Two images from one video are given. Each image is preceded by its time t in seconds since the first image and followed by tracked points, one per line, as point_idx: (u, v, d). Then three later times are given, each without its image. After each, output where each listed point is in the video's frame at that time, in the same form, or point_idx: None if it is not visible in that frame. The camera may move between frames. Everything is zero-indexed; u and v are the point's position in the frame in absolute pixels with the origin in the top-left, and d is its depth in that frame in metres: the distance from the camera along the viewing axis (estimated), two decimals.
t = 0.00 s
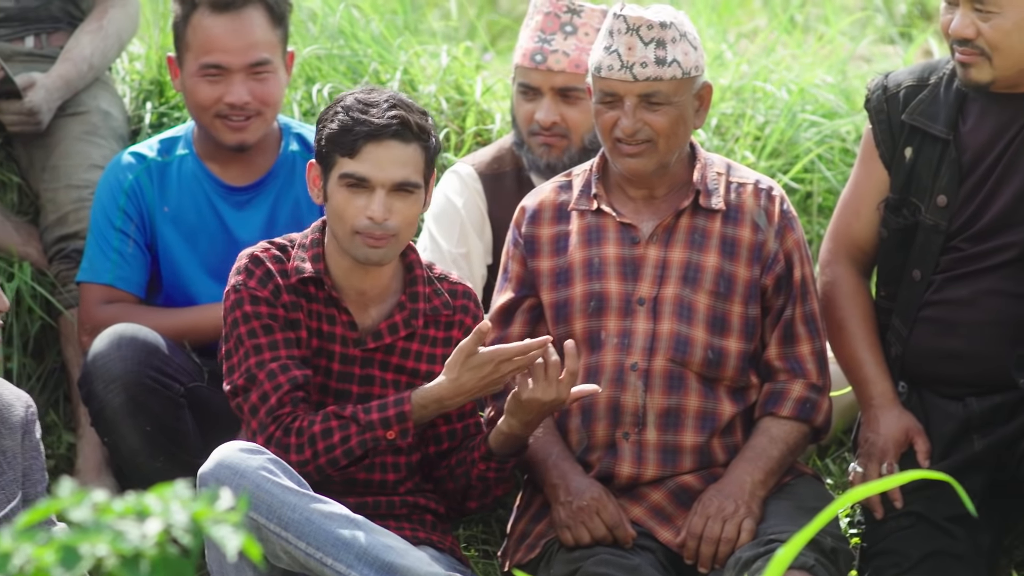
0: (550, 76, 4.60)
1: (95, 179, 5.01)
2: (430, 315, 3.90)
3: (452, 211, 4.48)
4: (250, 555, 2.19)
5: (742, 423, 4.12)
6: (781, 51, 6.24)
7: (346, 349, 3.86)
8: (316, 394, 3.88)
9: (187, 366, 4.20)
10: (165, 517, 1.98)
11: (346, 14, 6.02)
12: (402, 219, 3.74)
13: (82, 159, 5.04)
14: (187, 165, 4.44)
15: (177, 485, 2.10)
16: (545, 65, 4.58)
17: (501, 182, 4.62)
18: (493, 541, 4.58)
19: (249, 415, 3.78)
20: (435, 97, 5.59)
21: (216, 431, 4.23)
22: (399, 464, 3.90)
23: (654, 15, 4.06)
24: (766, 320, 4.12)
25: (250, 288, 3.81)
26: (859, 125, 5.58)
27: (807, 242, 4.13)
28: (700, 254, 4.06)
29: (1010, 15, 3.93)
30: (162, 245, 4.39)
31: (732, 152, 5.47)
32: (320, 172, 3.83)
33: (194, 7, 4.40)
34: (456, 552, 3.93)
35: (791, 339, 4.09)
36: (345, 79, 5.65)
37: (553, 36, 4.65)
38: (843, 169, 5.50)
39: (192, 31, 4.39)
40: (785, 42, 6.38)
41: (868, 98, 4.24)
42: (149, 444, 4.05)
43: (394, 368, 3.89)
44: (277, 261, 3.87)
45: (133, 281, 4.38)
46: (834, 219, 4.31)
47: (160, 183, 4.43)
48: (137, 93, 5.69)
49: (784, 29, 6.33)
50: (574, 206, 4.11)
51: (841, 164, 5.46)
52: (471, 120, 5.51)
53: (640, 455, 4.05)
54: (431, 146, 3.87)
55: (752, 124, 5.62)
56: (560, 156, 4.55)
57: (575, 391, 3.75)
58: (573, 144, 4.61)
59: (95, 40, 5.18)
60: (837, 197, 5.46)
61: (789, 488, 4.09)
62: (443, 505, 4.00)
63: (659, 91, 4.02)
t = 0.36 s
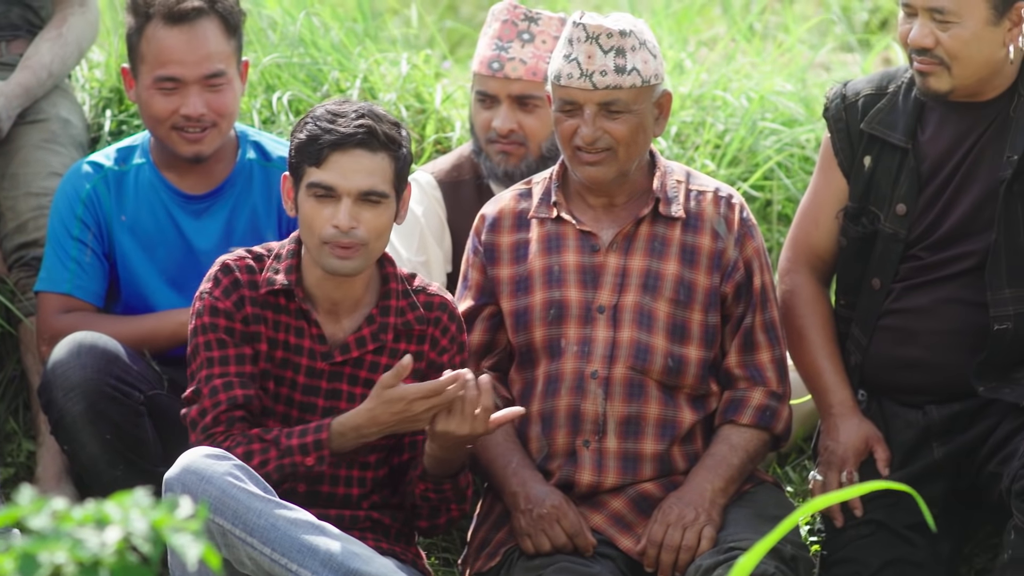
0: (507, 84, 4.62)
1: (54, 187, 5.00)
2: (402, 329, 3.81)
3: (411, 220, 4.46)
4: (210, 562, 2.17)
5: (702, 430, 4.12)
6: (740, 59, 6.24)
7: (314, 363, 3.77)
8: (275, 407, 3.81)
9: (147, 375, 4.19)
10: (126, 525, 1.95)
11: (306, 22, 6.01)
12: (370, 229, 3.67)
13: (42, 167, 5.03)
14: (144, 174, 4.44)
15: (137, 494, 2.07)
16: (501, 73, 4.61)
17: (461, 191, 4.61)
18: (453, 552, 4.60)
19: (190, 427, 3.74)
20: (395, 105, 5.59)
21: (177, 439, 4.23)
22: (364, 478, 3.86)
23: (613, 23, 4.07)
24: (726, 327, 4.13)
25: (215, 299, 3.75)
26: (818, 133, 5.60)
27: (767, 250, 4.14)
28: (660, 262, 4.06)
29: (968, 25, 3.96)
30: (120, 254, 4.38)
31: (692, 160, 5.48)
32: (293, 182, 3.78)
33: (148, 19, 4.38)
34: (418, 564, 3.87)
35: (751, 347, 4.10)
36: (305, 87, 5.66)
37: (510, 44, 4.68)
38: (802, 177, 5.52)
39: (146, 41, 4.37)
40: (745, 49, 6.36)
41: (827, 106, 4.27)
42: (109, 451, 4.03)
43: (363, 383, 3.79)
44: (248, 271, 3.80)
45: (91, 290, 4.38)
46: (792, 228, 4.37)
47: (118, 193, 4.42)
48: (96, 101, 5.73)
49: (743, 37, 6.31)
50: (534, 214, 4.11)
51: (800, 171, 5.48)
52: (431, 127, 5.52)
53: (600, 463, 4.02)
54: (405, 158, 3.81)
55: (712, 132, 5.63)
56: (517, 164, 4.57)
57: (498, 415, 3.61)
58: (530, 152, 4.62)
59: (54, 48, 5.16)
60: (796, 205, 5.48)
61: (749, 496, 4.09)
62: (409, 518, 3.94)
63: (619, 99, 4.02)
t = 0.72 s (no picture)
0: (476, 92, 4.63)
1: (25, 197, 5.00)
2: (375, 337, 3.74)
3: (382, 230, 4.45)
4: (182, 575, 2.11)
5: (675, 439, 4.11)
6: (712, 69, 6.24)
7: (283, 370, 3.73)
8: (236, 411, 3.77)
9: (119, 385, 4.17)
10: (97, 534, 1.93)
11: (278, 31, 6.01)
12: (299, 244, 3.61)
13: (13, 176, 5.04)
14: (115, 184, 4.44)
15: (105, 503, 2.04)
16: (471, 82, 4.62)
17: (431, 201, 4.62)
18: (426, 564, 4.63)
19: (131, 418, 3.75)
20: (366, 114, 5.60)
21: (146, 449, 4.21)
22: (339, 487, 3.74)
23: (586, 33, 4.07)
24: (698, 336, 4.12)
25: (179, 297, 3.76)
26: (790, 143, 5.62)
27: (739, 259, 4.13)
28: (632, 271, 4.05)
29: (947, 35, 4.06)
30: (91, 264, 4.38)
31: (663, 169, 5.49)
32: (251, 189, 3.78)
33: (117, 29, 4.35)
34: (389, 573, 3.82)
35: (724, 356, 4.09)
36: (277, 96, 5.66)
37: (479, 52, 4.68)
38: (773, 187, 5.53)
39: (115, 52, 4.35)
40: (717, 60, 6.36)
41: (799, 116, 4.36)
42: (81, 462, 4.00)
43: (334, 391, 3.73)
44: (221, 274, 3.79)
45: (62, 299, 4.38)
46: (765, 237, 4.45)
47: (89, 203, 4.43)
48: (68, 110, 5.76)
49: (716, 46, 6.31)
50: (505, 223, 4.11)
51: (771, 181, 5.49)
52: (403, 137, 5.53)
53: (572, 472, 4.00)
54: (348, 173, 3.70)
55: (684, 141, 5.64)
56: (487, 172, 4.55)
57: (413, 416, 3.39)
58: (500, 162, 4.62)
59: (26, 56, 5.15)
60: (768, 214, 5.49)
61: (721, 505, 4.08)
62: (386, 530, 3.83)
63: (591, 108, 4.01)
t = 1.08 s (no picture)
0: (459, 103, 4.63)
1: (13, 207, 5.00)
2: (356, 347, 3.74)
3: (370, 239, 4.46)
4: None
5: (663, 449, 4.10)
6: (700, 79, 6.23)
7: (266, 385, 3.75)
8: (224, 426, 3.79)
9: (106, 396, 4.17)
10: (86, 545, 1.80)
11: (267, 42, 6.00)
12: (256, 262, 3.61)
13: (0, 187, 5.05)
14: (99, 197, 4.45)
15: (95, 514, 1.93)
16: (453, 92, 4.62)
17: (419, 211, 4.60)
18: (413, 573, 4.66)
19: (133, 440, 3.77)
20: (355, 124, 5.60)
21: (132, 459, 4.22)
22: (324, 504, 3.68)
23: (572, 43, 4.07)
24: (686, 346, 4.12)
25: (169, 316, 3.75)
26: (778, 153, 5.63)
27: (727, 269, 4.13)
28: (620, 280, 4.05)
29: (938, 41, 4.07)
30: (77, 276, 4.39)
31: (651, 179, 5.50)
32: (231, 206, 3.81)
33: (92, 48, 4.37)
34: None
35: (712, 366, 4.09)
36: (265, 107, 5.67)
37: (462, 63, 4.68)
38: (761, 197, 5.54)
39: (92, 69, 4.36)
40: (706, 70, 6.35)
41: (787, 126, 4.40)
42: (69, 473, 4.01)
43: (319, 405, 3.76)
44: (206, 290, 3.78)
45: (48, 312, 4.38)
46: (754, 247, 4.48)
47: (74, 216, 4.44)
48: (56, 120, 5.76)
49: (705, 57, 6.30)
50: (493, 232, 4.11)
51: (759, 191, 5.50)
52: (391, 147, 5.54)
53: (560, 482, 4.00)
54: (304, 190, 3.65)
55: (672, 151, 5.64)
56: (471, 183, 4.56)
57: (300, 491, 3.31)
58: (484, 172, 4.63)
59: (14, 67, 5.16)
60: (756, 225, 5.51)
61: (709, 515, 4.08)
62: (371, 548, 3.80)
63: (578, 118, 4.01)
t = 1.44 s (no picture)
0: (448, 118, 4.62)
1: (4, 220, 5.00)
2: (344, 361, 3.73)
3: (362, 252, 4.48)
4: None
5: (654, 463, 4.10)
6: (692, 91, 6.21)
7: (254, 400, 3.75)
8: (215, 441, 3.79)
9: (97, 409, 4.16)
10: (79, 559, 1.95)
11: (259, 54, 5.96)
12: (213, 279, 3.61)
13: None
14: (84, 214, 4.46)
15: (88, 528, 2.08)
16: (443, 106, 4.62)
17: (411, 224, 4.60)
18: None
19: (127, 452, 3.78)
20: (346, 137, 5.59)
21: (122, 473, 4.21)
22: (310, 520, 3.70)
23: (564, 56, 4.06)
24: (677, 360, 4.12)
25: (162, 330, 3.76)
26: (769, 166, 5.63)
27: (718, 282, 4.13)
28: (611, 294, 4.05)
29: (929, 61, 4.07)
30: (64, 293, 4.42)
31: (643, 193, 5.50)
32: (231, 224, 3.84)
33: (66, 68, 4.38)
34: None
35: (703, 379, 4.09)
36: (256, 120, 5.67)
37: (452, 78, 4.67)
38: (753, 210, 5.55)
39: (68, 89, 4.37)
40: (698, 83, 6.34)
41: (776, 140, 4.43)
42: (60, 486, 4.01)
43: (307, 420, 3.75)
44: (200, 303, 3.79)
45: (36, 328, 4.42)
46: (745, 260, 4.50)
47: (59, 233, 4.46)
48: (47, 133, 5.75)
49: (696, 69, 6.28)
50: (484, 246, 4.11)
51: (750, 204, 5.50)
52: (383, 160, 5.54)
53: (552, 495, 3.99)
54: (254, 211, 3.60)
55: (663, 164, 5.64)
56: (461, 198, 4.55)
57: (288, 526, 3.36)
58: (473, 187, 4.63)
59: (3, 80, 5.16)
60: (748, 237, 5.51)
61: (701, 528, 4.07)
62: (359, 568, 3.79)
63: (569, 131, 4.00)
